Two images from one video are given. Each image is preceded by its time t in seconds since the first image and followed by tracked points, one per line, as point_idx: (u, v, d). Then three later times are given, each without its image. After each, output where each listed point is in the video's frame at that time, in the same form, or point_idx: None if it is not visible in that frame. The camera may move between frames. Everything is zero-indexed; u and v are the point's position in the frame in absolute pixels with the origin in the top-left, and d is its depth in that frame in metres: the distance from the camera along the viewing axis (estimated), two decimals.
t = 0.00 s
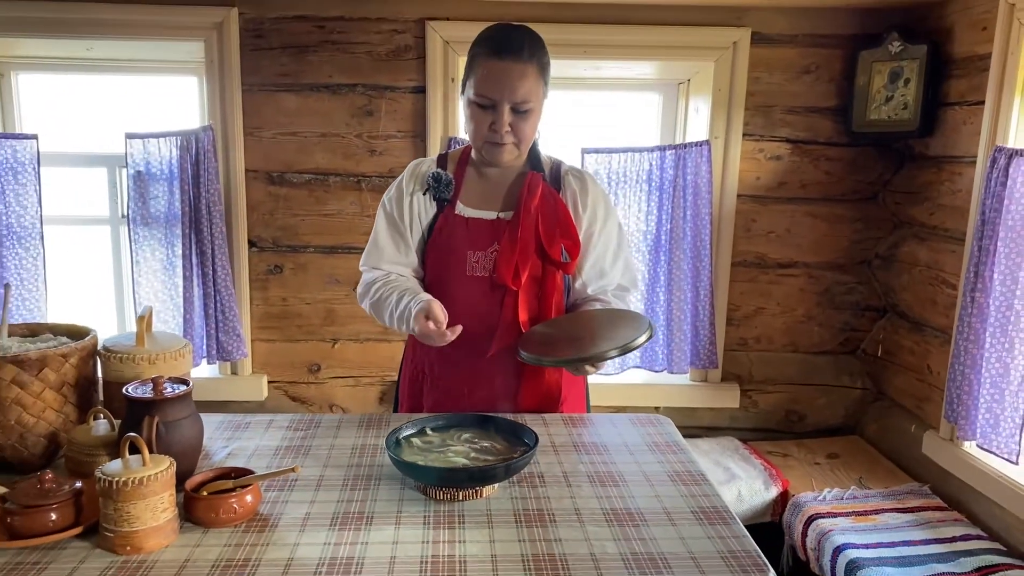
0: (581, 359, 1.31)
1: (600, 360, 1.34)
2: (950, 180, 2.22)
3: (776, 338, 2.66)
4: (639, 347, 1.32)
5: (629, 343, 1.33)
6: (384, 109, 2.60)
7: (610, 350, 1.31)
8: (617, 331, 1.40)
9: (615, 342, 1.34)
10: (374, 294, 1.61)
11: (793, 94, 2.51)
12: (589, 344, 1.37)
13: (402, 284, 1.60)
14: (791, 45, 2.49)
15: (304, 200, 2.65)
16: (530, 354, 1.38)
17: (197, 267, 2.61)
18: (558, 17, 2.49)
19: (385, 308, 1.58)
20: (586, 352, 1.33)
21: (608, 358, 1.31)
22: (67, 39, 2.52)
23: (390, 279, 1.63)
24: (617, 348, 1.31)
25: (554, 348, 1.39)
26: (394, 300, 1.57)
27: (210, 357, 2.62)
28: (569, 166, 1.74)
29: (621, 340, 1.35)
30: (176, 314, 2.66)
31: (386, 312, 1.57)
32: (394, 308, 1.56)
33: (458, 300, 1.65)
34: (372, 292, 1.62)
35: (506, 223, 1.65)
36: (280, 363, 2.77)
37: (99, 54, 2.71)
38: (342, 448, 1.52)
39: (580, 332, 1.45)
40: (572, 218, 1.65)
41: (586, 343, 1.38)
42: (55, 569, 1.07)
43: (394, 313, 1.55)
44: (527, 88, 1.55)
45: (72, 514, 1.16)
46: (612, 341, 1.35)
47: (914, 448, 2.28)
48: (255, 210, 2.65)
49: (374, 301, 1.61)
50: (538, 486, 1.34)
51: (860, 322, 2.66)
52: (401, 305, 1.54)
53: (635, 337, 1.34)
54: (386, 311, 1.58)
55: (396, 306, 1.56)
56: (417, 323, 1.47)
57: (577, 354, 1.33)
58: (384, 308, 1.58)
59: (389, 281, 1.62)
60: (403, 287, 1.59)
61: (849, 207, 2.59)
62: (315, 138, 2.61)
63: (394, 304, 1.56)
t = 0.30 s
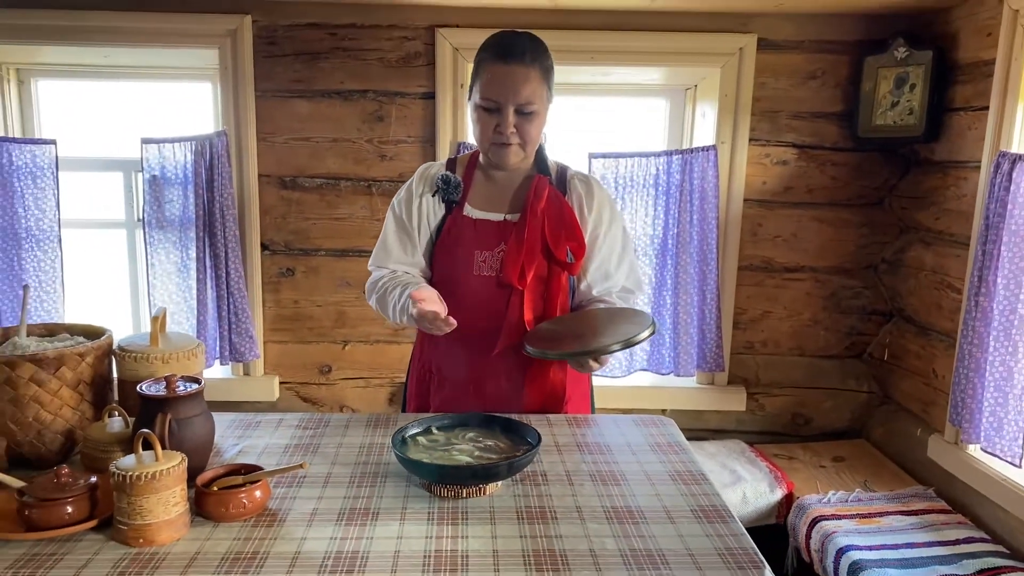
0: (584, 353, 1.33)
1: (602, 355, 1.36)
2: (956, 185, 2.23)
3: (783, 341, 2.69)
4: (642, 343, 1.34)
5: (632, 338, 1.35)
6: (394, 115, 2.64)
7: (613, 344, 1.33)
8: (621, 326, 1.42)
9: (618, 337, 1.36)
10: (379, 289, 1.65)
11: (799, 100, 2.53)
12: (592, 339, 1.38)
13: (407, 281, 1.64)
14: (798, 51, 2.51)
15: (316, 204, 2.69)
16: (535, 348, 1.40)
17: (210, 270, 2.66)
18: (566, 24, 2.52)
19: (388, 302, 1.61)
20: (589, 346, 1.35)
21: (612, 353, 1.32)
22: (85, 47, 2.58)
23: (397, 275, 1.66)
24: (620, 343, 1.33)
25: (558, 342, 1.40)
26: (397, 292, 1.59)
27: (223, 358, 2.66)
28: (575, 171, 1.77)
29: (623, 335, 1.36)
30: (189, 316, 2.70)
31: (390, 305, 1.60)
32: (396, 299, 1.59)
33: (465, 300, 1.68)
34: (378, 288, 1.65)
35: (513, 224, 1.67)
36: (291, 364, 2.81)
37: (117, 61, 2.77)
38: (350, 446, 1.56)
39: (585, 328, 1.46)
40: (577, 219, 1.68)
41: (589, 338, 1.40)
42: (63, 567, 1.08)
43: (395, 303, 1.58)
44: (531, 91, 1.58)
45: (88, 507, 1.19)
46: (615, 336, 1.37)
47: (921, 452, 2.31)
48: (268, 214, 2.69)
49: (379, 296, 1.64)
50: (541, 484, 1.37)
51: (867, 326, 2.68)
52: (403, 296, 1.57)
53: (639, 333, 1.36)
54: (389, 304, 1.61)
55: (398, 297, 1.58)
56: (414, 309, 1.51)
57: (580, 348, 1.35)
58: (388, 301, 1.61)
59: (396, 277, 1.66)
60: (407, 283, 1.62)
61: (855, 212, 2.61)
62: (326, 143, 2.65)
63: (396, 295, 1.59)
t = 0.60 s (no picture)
0: (592, 354, 1.34)
1: (610, 356, 1.37)
2: (964, 189, 2.24)
3: (791, 345, 2.70)
4: (648, 344, 1.36)
5: (639, 339, 1.37)
6: (404, 120, 2.66)
7: (621, 346, 1.35)
8: (629, 328, 1.44)
9: (626, 338, 1.37)
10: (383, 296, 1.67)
11: (807, 104, 2.54)
12: (601, 340, 1.40)
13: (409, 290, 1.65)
14: (806, 56, 2.51)
15: (326, 208, 2.72)
16: (544, 350, 1.41)
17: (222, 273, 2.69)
18: (574, 29, 2.54)
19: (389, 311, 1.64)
20: (597, 347, 1.36)
21: (619, 354, 1.34)
22: (101, 53, 2.62)
23: (400, 282, 1.68)
24: (627, 344, 1.34)
25: (567, 344, 1.42)
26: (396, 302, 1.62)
27: (234, 360, 2.69)
28: (581, 174, 1.79)
29: (631, 337, 1.38)
30: (201, 318, 2.73)
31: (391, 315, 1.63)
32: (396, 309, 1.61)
33: (473, 302, 1.69)
34: (383, 295, 1.67)
35: (521, 227, 1.69)
36: (302, 366, 2.84)
37: (131, 67, 2.81)
38: (358, 446, 1.58)
39: (593, 330, 1.48)
40: (584, 222, 1.70)
41: (598, 339, 1.41)
42: (75, 564, 1.10)
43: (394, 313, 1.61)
44: (537, 92, 1.60)
45: (100, 505, 1.22)
46: (623, 337, 1.38)
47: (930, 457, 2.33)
48: (279, 218, 2.72)
49: (384, 303, 1.67)
50: (546, 485, 1.38)
51: (875, 330, 2.69)
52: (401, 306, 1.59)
53: (646, 334, 1.37)
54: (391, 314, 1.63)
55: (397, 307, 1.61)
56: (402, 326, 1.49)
57: (588, 349, 1.36)
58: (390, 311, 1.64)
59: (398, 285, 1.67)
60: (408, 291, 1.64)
61: (864, 216, 2.61)
62: (337, 148, 2.68)
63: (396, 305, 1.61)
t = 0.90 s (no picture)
0: (591, 356, 1.35)
1: (609, 359, 1.38)
2: (970, 195, 2.25)
3: (796, 351, 2.70)
4: (648, 348, 1.36)
5: (638, 341, 1.37)
6: (411, 126, 2.68)
7: (619, 348, 1.35)
8: (628, 330, 1.45)
9: (625, 341, 1.38)
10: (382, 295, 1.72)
11: (812, 110, 2.54)
12: (600, 343, 1.40)
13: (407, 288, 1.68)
14: (811, 62, 2.52)
15: (333, 213, 2.74)
16: (543, 352, 1.42)
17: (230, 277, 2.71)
18: (580, 35, 2.55)
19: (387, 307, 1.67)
20: (596, 349, 1.37)
21: (618, 357, 1.34)
22: (110, 60, 2.65)
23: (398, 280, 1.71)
24: (626, 347, 1.35)
25: (566, 347, 1.42)
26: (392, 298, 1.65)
27: (242, 365, 2.71)
28: (583, 181, 1.80)
29: (629, 340, 1.38)
30: (209, 323, 2.76)
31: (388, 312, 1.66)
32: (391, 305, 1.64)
33: (475, 307, 1.70)
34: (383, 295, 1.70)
35: (523, 232, 1.70)
36: (309, 370, 2.85)
37: (140, 74, 2.83)
38: (362, 451, 1.59)
39: (592, 333, 1.48)
40: (586, 227, 1.71)
41: (596, 342, 1.42)
42: (82, 567, 1.12)
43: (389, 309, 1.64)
44: (546, 86, 1.63)
45: (107, 508, 1.23)
46: (622, 340, 1.39)
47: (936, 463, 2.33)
48: (287, 224, 2.74)
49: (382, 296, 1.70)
50: (548, 490, 1.39)
51: (881, 336, 2.69)
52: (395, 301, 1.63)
53: (645, 337, 1.38)
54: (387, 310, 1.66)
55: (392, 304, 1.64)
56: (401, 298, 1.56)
57: (587, 351, 1.37)
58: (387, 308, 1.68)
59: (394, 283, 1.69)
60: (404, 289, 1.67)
61: (870, 222, 2.61)
62: (344, 154, 2.70)
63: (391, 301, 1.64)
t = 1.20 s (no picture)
0: (591, 362, 1.36)
1: (609, 365, 1.39)
2: (971, 200, 2.25)
3: (798, 355, 2.70)
4: (648, 353, 1.37)
5: (638, 348, 1.38)
6: (414, 130, 2.69)
7: (620, 355, 1.36)
8: (628, 337, 1.46)
9: (625, 347, 1.39)
10: (387, 304, 1.72)
11: (814, 115, 2.55)
12: (601, 349, 1.41)
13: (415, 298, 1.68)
14: (813, 67, 2.52)
15: (337, 217, 2.75)
16: (544, 357, 1.43)
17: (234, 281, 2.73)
18: (582, 41, 2.56)
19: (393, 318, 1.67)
20: (597, 356, 1.38)
21: (618, 362, 1.35)
22: (116, 65, 2.67)
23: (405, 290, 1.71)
24: (626, 353, 1.36)
25: (566, 352, 1.43)
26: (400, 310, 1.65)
27: (246, 368, 2.72)
28: (584, 187, 1.81)
29: (630, 346, 1.39)
30: (213, 326, 2.77)
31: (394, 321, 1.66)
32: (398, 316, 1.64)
33: (476, 312, 1.71)
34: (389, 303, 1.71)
35: (524, 237, 1.71)
36: (312, 373, 2.87)
37: (146, 79, 2.85)
38: (363, 454, 1.60)
39: (592, 339, 1.49)
40: (586, 233, 1.72)
41: (597, 347, 1.43)
42: (86, 568, 1.13)
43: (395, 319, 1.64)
44: (546, 100, 1.64)
45: (111, 510, 1.25)
46: (622, 346, 1.40)
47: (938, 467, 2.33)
48: (290, 228, 2.76)
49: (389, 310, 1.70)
50: (548, 494, 1.39)
51: (883, 340, 2.69)
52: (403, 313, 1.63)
53: (645, 344, 1.39)
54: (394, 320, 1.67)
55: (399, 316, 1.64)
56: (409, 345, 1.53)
57: (588, 357, 1.38)
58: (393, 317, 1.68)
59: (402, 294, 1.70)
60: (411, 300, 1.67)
61: (872, 226, 2.61)
62: (348, 158, 2.72)
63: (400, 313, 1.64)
